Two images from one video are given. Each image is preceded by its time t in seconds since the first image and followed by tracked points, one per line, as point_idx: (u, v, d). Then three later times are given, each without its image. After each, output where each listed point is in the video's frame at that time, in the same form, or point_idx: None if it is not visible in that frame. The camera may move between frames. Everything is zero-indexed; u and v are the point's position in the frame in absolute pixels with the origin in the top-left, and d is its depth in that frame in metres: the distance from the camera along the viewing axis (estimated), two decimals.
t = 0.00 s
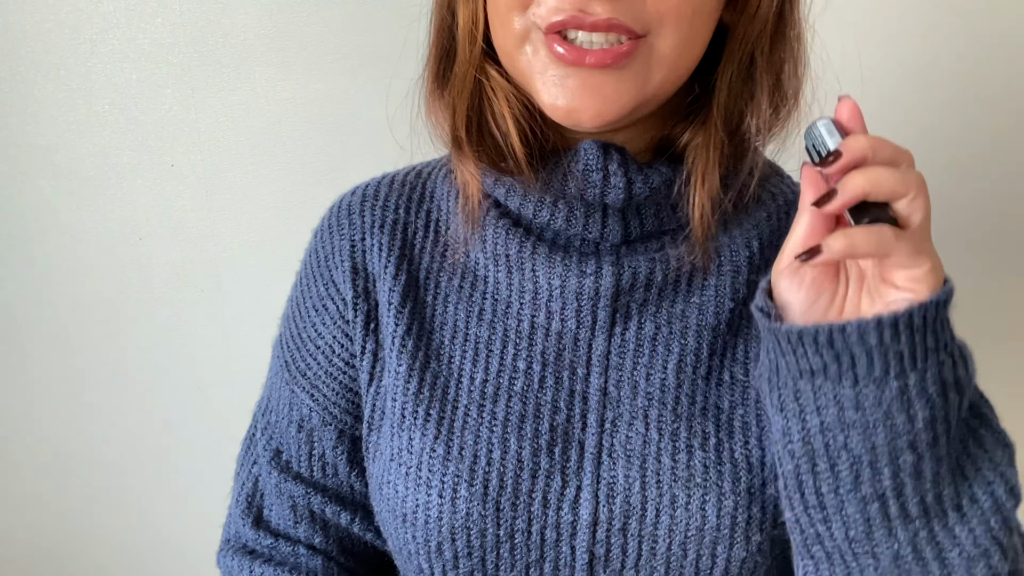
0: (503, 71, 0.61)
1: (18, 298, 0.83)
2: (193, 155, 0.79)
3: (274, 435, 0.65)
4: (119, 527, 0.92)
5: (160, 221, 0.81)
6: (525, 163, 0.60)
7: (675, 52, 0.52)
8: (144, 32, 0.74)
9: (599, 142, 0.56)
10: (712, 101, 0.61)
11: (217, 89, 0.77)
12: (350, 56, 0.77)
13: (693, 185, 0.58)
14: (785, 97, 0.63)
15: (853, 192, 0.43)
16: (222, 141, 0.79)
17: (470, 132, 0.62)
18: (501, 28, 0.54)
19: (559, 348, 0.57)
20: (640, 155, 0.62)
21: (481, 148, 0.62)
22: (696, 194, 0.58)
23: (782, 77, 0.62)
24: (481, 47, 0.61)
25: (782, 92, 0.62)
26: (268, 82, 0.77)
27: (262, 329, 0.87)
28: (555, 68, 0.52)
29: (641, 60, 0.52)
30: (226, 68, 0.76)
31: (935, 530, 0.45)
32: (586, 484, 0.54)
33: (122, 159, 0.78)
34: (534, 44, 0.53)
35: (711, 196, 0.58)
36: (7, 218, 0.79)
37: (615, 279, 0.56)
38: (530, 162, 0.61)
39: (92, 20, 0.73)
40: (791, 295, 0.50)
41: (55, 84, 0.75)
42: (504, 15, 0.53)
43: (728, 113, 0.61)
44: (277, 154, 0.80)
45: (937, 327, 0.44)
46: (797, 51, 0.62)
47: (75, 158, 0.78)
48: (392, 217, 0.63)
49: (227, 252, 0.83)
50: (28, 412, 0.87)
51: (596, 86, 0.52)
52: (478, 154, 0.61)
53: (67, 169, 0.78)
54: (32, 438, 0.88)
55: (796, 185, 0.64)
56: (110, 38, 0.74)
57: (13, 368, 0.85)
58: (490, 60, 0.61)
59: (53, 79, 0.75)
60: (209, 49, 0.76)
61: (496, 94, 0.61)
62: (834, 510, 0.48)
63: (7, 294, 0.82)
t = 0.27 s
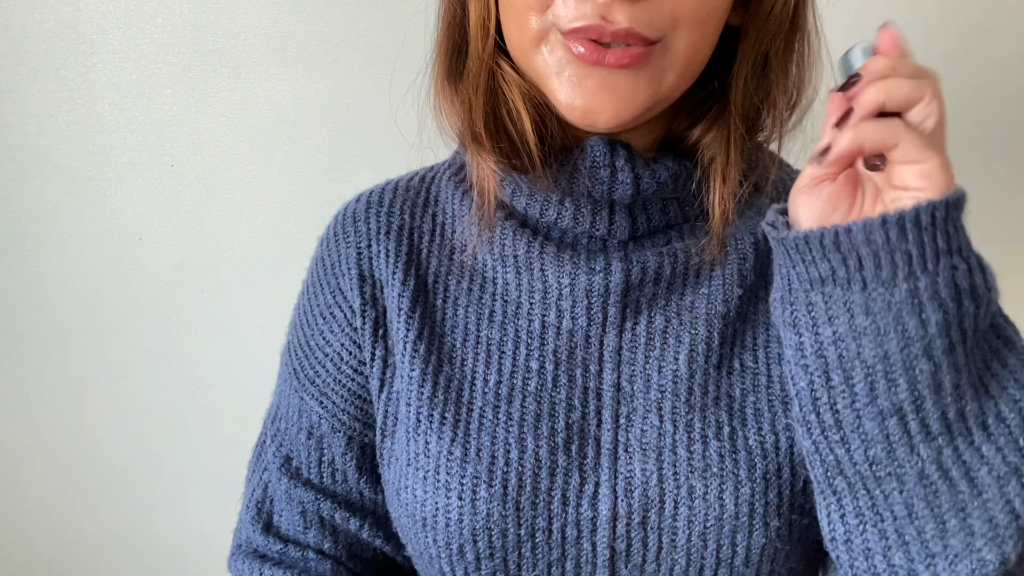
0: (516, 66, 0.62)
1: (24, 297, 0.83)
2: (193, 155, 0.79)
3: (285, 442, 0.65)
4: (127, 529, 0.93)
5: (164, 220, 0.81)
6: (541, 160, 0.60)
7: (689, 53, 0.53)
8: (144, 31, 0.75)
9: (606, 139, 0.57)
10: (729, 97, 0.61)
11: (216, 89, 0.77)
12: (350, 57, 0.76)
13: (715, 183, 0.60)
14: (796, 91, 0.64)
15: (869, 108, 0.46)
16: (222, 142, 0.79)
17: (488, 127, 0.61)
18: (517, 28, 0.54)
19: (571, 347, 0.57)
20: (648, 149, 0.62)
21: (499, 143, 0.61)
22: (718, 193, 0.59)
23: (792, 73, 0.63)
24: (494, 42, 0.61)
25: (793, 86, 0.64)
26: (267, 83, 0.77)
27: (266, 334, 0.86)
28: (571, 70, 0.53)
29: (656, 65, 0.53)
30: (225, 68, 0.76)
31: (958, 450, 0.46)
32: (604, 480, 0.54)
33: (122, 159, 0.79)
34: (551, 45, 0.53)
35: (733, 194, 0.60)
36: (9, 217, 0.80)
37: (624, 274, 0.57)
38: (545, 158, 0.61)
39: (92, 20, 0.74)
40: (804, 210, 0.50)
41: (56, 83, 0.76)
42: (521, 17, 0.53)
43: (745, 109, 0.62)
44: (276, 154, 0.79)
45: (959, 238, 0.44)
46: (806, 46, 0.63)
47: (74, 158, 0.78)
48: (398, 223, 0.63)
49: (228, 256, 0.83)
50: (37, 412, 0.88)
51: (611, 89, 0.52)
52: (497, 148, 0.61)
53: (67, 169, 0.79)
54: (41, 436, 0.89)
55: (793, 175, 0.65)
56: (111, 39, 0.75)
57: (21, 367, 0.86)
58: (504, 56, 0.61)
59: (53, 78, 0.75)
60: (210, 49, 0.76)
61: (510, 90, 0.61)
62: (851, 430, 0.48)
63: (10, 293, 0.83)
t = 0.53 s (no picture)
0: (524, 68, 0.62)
1: (27, 293, 0.85)
2: (193, 154, 0.80)
3: (294, 438, 0.66)
4: (130, 526, 0.94)
5: (162, 220, 0.82)
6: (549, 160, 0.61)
7: (698, 53, 0.54)
8: (144, 32, 0.76)
9: (614, 139, 0.58)
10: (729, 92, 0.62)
11: (214, 89, 0.78)
12: (350, 56, 0.77)
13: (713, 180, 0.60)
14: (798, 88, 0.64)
15: (861, 124, 0.45)
16: (222, 141, 0.80)
17: (499, 129, 0.62)
18: (528, 33, 0.55)
19: (580, 343, 0.58)
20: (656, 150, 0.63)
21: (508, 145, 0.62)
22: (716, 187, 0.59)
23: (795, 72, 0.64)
24: (502, 45, 0.61)
25: (796, 84, 0.64)
26: (267, 82, 0.78)
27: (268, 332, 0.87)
28: (583, 71, 0.53)
29: (667, 65, 0.53)
30: (225, 67, 0.77)
31: (935, 471, 0.45)
32: (613, 474, 0.55)
33: (122, 158, 0.80)
34: (562, 48, 0.54)
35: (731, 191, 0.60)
36: (10, 213, 0.82)
37: (632, 271, 0.57)
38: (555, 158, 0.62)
39: (93, 20, 0.75)
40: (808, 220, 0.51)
41: (55, 84, 0.77)
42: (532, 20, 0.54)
43: (746, 105, 0.63)
44: (278, 152, 0.80)
45: (964, 251, 0.43)
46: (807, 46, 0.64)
47: (76, 157, 0.80)
48: (407, 220, 0.64)
49: (229, 253, 0.84)
50: (40, 408, 0.89)
51: (624, 89, 0.53)
52: (508, 149, 0.62)
53: (69, 167, 0.80)
54: (44, 433, 0.91)
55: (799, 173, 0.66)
56: (110, 39, 0.76)
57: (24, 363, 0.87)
58: (512, 58, 0.62)
59: (54, 78, 0.77)
60: (209, 49, 0.77)
61: (519, 93, 0.62)
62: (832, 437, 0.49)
63: (11, 290, 0.85)
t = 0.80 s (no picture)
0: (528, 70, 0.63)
1: (26, 292, 0.86)
2: (195, 154, 0.81)
3: (299, 431, 0.67)
4: (134, 520, 0.95)
5: (160, 223, 0.83)
6: (550, 160, 0.62)
7: (692, 59, 0.55)
8: (144, 33, 0.77)
9: (613, 140, 0.59)
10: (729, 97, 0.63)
11: (215, 89, 0.79)
12: (349, 56, 0.78)
13: (710, 178, 0.61)
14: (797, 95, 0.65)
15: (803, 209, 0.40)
16: (223, 141, 0.81)
17: (503, 131, 0.63)
18: (528, 37, 0.56)
19: (581, 338, 0.59)
20: (656, 151, 0.64)
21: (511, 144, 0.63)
22: (714, 191, 0.60)
23: (794, 77, 0.65)
24: (506, 48, 0.62)
25: (795, 90, 0.65)
26: (267, 83, 0.79)
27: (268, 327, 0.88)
28: (580, 76, 0.55)
29: (662, 70, 0.54)
30: (225, 67, 0.78)
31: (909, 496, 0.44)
32: (612, 468, 0.56)
33: (122, 159, 0.81)
34: (560, 54, 0.55)
35: (728, 191, 0.60)
36: (11, 213, 0.83)
37: (631, 270, 0.58)
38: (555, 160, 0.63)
39: (93, 20, 0.76)
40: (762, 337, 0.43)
41: (56, 85, 0.78)
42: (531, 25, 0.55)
43: (744, 109, 0.64)
44: (278, 151, 0.81)
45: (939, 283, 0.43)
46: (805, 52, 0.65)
47: (76, 158, 0.81)
48: (412, 215, 0.65)
49: (230, 251, 0.85)
50: (40, 405, 0.90)
51: (619, 94, 0.54)
52: (511, 151, 0.63)
53: (69, 168, 0.81)
54: (44, 431, 0.91)
55: (805, 171, 0.67)
56: (110, 39, 0.77)
57: (25, 361, 0.89)
58: (517, 60, 0.63)
59: (53, 78, 0.78)
60: (208, 50, 0.78)
61: (522, 92, 0.63)
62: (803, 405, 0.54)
63: (12, 288, 0.86)
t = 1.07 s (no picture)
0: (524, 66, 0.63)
1: (19, 299, 0.84)
2: (194, 154, 0.80)
3: (287, 434, 0.66)
4: (130, 523, 0.95)
5: (161, 221, 0.82)
6: (544, 160, 0.62)
7: (688, 52, 0.54)
8: (144, 32, 0.76)
9: (603, 141, 0.59)
10: (722, 94, 0.63)
11: (216, 89, 0.78)
12: (348, 56, 0.79)
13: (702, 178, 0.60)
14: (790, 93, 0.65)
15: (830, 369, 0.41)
16: (223, 140, 0.80)
17: (499, 125, 0.62)
18: (522, 26, 0.55)
19: (571, 341, 0.58)
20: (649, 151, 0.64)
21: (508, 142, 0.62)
22: (705, 187, 0.60)
23: (788, 76, 0.64)
24: (501, 42, 0.62)
25: (788, 88, 0.64)
26: (267, 82, 0.78)
27: (264, 325, 0.88)
28: (575, 67, 0.54)
29: (658, 61, 0.54)
30: (224, 67, 0.78)
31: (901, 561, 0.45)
32: (602, 472, 0.55)
33: (121, 158, 0.79)
34: (556, 43, 0.54)
35: (721, 190, 0.60)
36: (5, 217, 0.80)
37: (622, 271, 0.58)
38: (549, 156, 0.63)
39: (93, 20, 0.74)
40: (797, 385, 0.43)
41: (55, 84, 0.76)
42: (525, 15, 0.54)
43: (737, 107, 0.63)
44: (277, 151, 0.81)
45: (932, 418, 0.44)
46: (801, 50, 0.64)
47: (74, 159, 0.79)
48: (402, 215, 0.64)
49: (227, 250, 0.84)
50: (35, 411, 0.89)
51: (615, 87, 0.53)
52: (507, 145, 0.62)
53: (67, 170, 0.79)
54: (38, 437, 0.90)
55: (801, 171, 0.66)
56: (110, 38, 0.75)
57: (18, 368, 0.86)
58: (512, 55, 0.62)
59: (54, 78, 0.76)
60: (209, 49, 0.77)
61: (518, 90, 0.63)
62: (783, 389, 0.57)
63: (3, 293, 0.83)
